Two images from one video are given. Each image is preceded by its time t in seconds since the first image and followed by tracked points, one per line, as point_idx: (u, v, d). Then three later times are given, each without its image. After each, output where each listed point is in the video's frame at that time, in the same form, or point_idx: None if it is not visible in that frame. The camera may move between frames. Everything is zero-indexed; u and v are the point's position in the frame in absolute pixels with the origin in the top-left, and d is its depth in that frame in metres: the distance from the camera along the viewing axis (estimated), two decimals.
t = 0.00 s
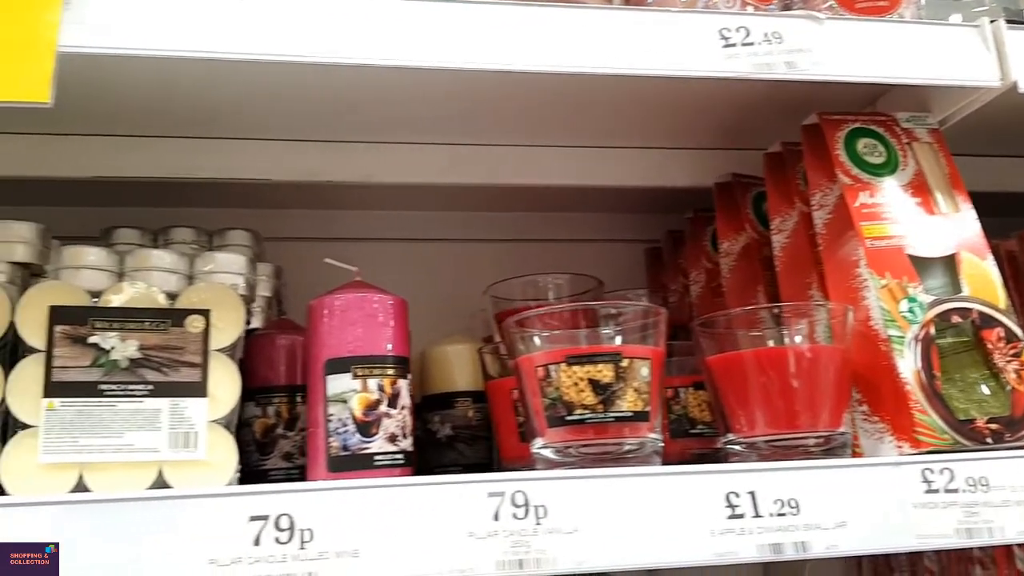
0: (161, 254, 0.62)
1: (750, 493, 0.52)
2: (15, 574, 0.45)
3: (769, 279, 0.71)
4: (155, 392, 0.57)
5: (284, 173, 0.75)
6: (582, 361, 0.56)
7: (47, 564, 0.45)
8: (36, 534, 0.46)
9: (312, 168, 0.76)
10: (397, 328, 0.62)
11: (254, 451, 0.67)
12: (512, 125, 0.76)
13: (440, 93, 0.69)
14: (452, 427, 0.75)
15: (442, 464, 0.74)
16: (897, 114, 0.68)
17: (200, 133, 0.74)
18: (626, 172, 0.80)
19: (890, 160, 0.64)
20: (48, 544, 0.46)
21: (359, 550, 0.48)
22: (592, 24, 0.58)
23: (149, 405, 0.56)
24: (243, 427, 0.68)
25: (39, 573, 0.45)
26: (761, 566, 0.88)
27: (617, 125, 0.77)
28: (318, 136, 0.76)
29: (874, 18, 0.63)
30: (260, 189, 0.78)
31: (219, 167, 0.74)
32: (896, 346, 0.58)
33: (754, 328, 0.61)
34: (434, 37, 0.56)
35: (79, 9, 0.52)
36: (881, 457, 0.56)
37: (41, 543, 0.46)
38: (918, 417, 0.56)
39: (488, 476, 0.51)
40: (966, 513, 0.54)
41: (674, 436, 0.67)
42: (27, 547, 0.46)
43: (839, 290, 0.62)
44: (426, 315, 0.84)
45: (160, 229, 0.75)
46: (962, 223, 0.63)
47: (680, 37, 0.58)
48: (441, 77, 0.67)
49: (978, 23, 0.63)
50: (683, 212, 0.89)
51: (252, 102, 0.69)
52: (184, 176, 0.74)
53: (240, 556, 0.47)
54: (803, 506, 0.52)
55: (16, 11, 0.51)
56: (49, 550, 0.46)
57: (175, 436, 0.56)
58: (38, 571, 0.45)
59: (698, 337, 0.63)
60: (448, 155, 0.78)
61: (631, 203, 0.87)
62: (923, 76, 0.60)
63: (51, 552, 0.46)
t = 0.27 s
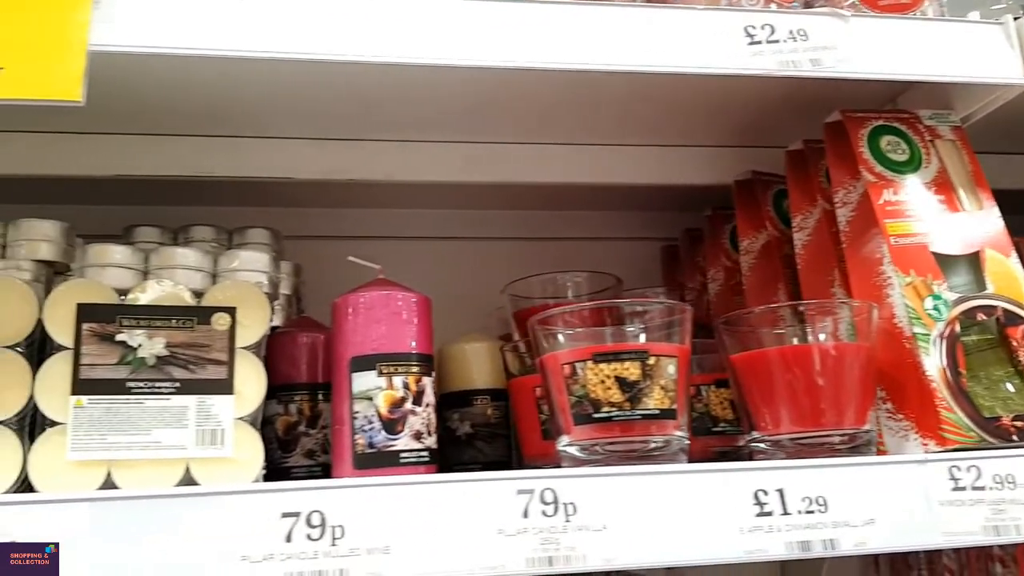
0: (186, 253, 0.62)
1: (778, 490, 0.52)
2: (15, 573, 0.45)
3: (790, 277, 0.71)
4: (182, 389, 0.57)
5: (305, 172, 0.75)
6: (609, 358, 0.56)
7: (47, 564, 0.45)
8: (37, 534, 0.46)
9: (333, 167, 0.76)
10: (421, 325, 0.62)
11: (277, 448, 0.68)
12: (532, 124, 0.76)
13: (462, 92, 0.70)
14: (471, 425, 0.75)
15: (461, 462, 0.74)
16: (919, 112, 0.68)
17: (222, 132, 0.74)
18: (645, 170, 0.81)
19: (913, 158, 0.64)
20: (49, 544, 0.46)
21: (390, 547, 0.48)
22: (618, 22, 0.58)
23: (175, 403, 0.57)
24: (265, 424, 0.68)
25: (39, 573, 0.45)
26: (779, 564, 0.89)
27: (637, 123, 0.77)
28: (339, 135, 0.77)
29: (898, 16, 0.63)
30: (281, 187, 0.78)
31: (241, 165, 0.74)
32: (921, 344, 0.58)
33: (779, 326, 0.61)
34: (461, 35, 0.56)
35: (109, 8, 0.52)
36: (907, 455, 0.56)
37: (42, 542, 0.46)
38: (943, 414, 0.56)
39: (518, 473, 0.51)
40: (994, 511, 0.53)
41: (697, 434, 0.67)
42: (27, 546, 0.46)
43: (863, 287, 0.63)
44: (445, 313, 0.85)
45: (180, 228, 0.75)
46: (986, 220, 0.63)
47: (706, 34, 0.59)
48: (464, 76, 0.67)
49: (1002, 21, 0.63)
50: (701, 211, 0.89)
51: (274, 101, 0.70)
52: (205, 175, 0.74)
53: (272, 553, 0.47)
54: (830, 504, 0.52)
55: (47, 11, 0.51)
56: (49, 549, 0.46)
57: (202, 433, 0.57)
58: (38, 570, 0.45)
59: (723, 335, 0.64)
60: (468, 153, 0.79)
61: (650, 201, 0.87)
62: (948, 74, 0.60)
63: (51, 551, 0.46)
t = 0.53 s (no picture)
0: (214, 254, 0.63)
1: (808, 491, 0.52)
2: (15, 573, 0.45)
3: (813, 277, 0.71)
4: (211, 389, 0.57)
5: (327, 173, 0.75)
6: (638, 359, 0.56)
7: (47, 564, 0.45)
8: (37, 534, 0.46)
9: (355, 168, 0.76)
10: (448, 326, 0.62)
11: (301, 448, 0.68)
12: (553, 125, 0.76)
13: (485, 92, 0.70)
14: (492, 425, 0.75)
15: (483, 462, 0.74)
16: (944, 112, 0.68)
17: (245, 133, 0.75)
18: (666, 171, 0.81)
19: (939, 158, 0.64)
20: (49, 544, 0.46)
21: (423, 547, 0.48)
22: (643, 24, 0.58)
23: (205, 403, 0.57)
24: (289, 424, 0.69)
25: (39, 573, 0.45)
26: (799, 564, 0.89)
27: (658, 123, 0.77)
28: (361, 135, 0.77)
29: (924, 17, 0.63)
30: (303, 188, 0.78)
31: (264, 166, 0.75)
32: (948, 344, 0.58)
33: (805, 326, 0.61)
34: (488, 37, 0.56)
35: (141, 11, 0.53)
36: (935, 455, 0.56)
37: (43, 542, 0.46)
38: (972, 415, 0.56)
39: (548, 474, 0.51)
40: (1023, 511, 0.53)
41: (721, 435, 0.67)
42: (27, 546, 0.46)
43: (888, 288, 0.63)
44: (466, 313, 0.85)
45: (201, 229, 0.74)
46: (1012, 221, 0.63)
47: (733, 34, 0.59)
48: (487, 77, 0.67)
49: None
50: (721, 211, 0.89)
51: (297, 102, 0.70)
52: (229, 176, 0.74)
53: (307, 553, 0.47)
54: (860, 504, 0.52)
55: (79, 13, 0.51)
56: (49, 549, 0.46)
57: (231, 434, 0.57)
58: (38, 570, 0.45)
59: (749, 336, 0.64)
60: (489, 153, 0.79)
61: (669, 202, 0.87)
62: (974, 74, 0.60)
63: (51, 551, 0.46)
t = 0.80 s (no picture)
0: (240, 253, 0.63)
1: (836, 489, 0.52)
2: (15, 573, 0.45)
3: (834, 276, 0.72)
4: (239, 388, 0.58)
5: (349, 172, 0.75)
6: (666, 358, 0.56)
7: (47, 564, 0.45)
8: (35, 534, 0.46)
9: (376, 167, 0.76)
10: (473, 325, 0.62)
11: (325, 447, 0.68)
12: (573, 124, 0.77)
13: (506, 92, 0.70)
14: (512, 424, 0.74)
15: (503, 461, 0.74)
16: (966, 112, 0.68)
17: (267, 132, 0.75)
18: (685, 170, 0.81)
19: (962, 157, 0.64)
20: (49, 544, 0.46)
21: (455, 545, 0.48)
22: (668, 24, 0.58)
23: (233, 401, 0.57)
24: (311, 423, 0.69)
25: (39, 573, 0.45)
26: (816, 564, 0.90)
27: (678, 122, 0.77)
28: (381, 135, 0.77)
29: (948, 16, 0.63)
30: (324, 187, 0.78)
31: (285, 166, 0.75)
32: (974, 343, 0.58)
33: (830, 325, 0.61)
34: (515, 37, 0.56)
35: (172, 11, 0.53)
36: (962, 454, 0.56)
37: (43, 543, 0.46)
38: (998, 413, 0.56)
39: (578, 473, 0.51)
40: None
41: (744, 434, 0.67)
42: (28, 546, 0.46)
43: (912, 286, 0.63)
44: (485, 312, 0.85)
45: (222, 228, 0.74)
46: None
47: (758, 34, 0.59)
48: (509, 77, 0.67)
49: None
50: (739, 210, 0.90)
51: (320, 102, 0.70)
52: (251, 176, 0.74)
53: (340, 550, 0.48)
54: (888, 503, 0.53)
55: (110, 13, 0.51)
56: (49, 549, 0.46)
57: (259, 432, 0.57)
58: (38, 570, 0.45)
59: (773, 334, 0.64)
60: (509, 153, 0.79)
61: (688, 201, 0.87)
62: (999, 73, 0.61)
63: (51, 551, 0.46)
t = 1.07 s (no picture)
0: (276, 253, 0.63)
1: (876, 489, 0.52)
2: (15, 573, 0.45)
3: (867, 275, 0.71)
4: (278, 386, 0.58)
5: (380, 171, 0.76)
6: (704, 357, 0.56)
7: (48, 564, 0.46)
8: (35, 534, 0.46)
9: (408, 167, 0.76)
10: (508, 323, 0.62)
11: (359, 446, 0.68)
12: (604, 124, 0.77)
13: (539, 91, 0.70)
14: (543, 423, 0.74)
15: (535, 460, 0.74)
16: (1002, 110, 0.68)
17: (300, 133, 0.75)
18: (716, 169, 0.81)
19: (998, 156, 0.64)
20: (49, 544, 0.46)
21: (497, 542, 0.49)
22: (705, 22, 0.58)
23: (272, 400, 0.58)
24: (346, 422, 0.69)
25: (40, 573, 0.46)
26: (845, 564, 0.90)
27: (709, 121, 0.77)
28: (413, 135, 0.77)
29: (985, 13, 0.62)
30: (356, 187, 0.78)
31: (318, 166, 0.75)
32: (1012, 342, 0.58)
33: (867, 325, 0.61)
34: (553, 36, 0.56)
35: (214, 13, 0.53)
36: (1001, 453, 0.55)
37: (42, 543, 0.46)
38: None
39: (618, 472, 0.51)
40: None
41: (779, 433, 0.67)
42: (27, 547, 0.46)
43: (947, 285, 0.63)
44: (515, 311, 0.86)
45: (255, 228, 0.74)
46: None
47: (794, 32, 0.59)
48: (540, 77, 0.67)
49: None
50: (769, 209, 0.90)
51: (353, 102, 0.70)
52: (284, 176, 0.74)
53: (383, 548, 0.48)
54: (928, 502, 0.52)
55: (152, 15, 0.52)
56: (50, 549, 0.46)
57: (298, 430, 0.58)
58: (38, 571, 0.46)
59: (809, 333, 0.64)
60: (540, 152, 0.79)
61: (717, 200, 0.87)
62: None
63: (51, 551, 0.46)
